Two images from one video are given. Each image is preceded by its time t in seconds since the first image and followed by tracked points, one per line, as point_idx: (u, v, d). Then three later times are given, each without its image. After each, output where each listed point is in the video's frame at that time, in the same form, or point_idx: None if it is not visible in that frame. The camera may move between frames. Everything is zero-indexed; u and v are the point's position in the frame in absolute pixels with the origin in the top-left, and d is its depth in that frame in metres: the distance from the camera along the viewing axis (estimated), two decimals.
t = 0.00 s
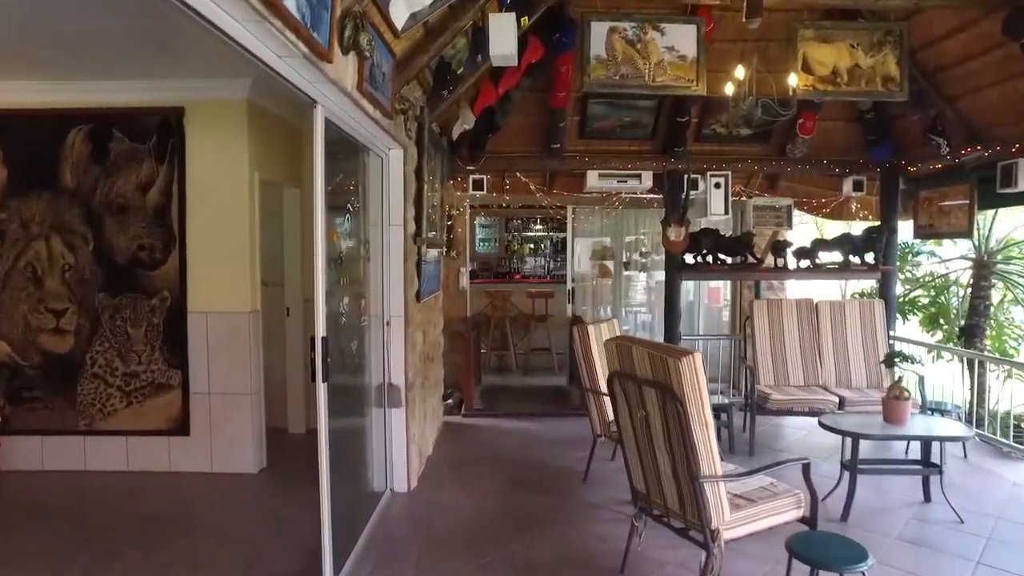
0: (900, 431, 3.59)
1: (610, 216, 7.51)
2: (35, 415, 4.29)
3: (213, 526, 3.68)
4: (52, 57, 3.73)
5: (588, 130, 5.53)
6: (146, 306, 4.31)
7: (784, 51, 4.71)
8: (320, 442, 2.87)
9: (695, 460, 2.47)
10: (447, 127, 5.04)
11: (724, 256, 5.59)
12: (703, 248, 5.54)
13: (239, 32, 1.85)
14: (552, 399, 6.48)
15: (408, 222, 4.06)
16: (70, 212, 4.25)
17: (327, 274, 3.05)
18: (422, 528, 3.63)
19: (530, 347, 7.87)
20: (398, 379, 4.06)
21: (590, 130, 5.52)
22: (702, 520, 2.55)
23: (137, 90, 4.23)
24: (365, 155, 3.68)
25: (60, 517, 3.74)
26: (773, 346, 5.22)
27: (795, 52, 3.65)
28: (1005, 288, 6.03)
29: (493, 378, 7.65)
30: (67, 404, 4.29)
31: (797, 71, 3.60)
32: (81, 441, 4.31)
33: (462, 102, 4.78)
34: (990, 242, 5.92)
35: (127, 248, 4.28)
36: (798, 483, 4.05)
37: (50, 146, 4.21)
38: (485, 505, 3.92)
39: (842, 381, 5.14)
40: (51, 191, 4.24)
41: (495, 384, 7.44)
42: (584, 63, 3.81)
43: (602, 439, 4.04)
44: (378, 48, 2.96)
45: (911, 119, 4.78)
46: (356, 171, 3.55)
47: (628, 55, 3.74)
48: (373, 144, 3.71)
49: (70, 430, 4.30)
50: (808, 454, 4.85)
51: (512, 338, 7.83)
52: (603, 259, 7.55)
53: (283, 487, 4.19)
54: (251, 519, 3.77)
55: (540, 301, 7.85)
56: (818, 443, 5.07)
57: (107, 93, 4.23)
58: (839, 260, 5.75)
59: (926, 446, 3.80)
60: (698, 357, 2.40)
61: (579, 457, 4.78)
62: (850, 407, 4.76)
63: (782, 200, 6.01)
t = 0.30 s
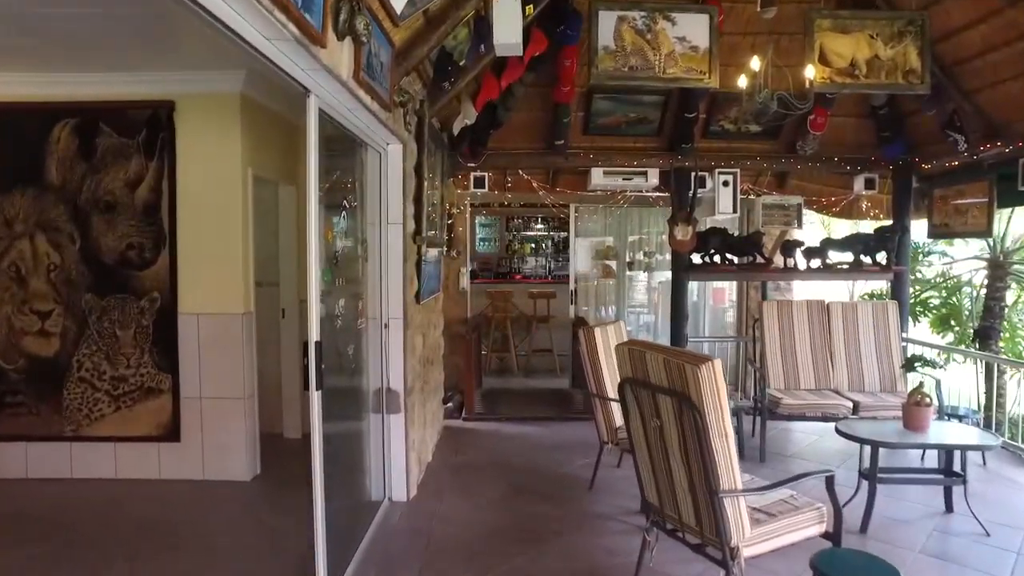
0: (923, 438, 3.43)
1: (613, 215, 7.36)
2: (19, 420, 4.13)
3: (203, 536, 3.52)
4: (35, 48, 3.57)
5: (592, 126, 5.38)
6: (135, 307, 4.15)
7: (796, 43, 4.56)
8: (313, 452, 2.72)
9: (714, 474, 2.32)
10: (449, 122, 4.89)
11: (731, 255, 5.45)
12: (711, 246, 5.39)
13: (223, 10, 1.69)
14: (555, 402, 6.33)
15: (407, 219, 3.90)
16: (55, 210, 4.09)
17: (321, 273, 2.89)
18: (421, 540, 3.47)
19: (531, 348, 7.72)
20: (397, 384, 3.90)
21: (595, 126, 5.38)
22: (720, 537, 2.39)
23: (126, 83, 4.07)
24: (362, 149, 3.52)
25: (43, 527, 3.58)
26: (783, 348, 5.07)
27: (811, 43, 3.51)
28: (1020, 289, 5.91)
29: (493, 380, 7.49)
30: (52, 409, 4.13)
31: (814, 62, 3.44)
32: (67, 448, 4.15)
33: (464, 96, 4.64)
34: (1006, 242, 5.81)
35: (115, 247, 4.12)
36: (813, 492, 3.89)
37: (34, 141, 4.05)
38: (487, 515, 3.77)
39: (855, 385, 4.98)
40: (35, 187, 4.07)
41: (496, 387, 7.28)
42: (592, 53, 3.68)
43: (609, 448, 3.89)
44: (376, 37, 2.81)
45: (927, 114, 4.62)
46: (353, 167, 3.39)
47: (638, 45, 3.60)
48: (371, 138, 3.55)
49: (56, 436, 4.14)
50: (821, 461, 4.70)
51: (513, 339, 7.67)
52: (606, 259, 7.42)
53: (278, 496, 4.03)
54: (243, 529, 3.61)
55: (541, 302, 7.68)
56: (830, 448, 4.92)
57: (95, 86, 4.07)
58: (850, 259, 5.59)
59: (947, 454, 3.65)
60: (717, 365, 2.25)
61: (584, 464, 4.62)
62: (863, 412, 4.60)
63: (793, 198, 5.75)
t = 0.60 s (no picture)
0: (953, 447, 3.24)
1: (618, 214, 7.18)
2: None
3: (190, 548, 3.33)
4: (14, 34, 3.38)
5: (599, 120, 5.21)
6: (122, 309, 3.96)
7: (812, 34, 4.38)
8: (306, 464, 2.53)
9: (742, 491, 2.13)
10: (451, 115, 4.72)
11: (742, 254, 5.27)
12: (720, 246, 5.22)
13: None
14: (559, 406, 6.15)
15: (407, 216, 3.71)
16: (36, 207, 3.89)
17: (315, 273, 2.70)
18: (422, 554, 3.28)
19: (534, 349, 7.53)
20: (396, 389, 3.71)
21: (601, 121, 5.21)
22: (748, 559, 2.20)
23: (112, 73, 3.88)
24: (359, 143, 3.33)
25: (21, 539, 3.39)
26: (796, 351, 4.88)
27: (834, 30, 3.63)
28: None
29: (495, 382, 7.31)
30: (34, 416, 3.94)
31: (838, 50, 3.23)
32: (49, 456, 3.96)
33: (466, 89, 4.46)
34: None
35: (100, 245, 3.93)
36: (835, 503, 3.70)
37: (15, 133, 3.86)
38: (490, 527, 3.59)
39: (872, 390, 4.79)
40: (15, 183, 3.88)
41: (497, 389, 7.10)
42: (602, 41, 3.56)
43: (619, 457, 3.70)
44: (374, 20, 2.63)
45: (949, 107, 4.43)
46: (349, 161, 3.21)
47: (651, 32, 3.48)
48: (368, 130, 3.36)
49: (38, 443, 3.94)
50: (837, 467, 4.52)
51: (515, 340, 7.49)
52: (611, 258, 7.25)
53: (271, 506, 3.84)
54: (233, 541, 3.42)
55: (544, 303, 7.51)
56: (845, 454, 4.74)
57: (79, 76, 3.88)
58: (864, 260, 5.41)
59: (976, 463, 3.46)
60: (746, 372, 2.07)
61: (591, 472, 4.43)
62: (882, 418, 4.39)
63: (804, 195, 5.57)
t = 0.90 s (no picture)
0: (985, 458, 3.05)
1: (623, 213, 7.01)
2: None
3: (175, 565, 3.14)
4: None
5: (605, 116, 5.04)
6: (107, 312, 3.78)
7: (829, 24, 4.20)
8: (297, 479, 2.34)
9: (775, 514, 1.94)
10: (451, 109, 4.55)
11: (753, 254, 5.10)
12: (731, 245, 5.07)
13: None
14: (563, 410, 5.96)
15: (406, 214, 3.52)
16: (16, 204, 3.70)
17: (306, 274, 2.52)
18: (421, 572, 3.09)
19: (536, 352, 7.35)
20: (394, 396, 3.52)
21: (606, 117, 5.04)
22: None
23: (96, 64, 3.70)
24: (356, 136, 3.16)
25: None
26: (810, 353, 4.71)
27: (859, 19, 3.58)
28: None
29: (496, 385, 7.13)
30: (14, 424, 3.75)
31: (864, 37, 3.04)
32: (30, 466, 3.77)
33: (467, 82, 4.29)
34: None
35: (84, 245, 3.74)
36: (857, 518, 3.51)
37: None
38: (493, 542, 3.40)
39: (889, 395, 4.61)
40: None
41: (499, 393, 6.91)
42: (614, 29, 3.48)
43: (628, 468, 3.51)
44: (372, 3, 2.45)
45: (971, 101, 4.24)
46: (345, 156, 3.03)
47: (665, 20, 3.41)
48: (364, 122, 3.18)
49: (19, 453, 3.76)
50: (854, 476, 4.33)
51: (516, 342, 7.31)
52: (616, 258, 7.06)
53: (263, 519, 3.65)
54: (221, 557, 3.23)
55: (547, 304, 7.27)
56: (861, 461, 4.56)
57: (62, 67, 3.70)
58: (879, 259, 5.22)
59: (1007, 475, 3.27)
60: (778, 384, 1.88)
61: (599, 482, 4.25)
62: (902, 425, 4.19)
63: (816, 194, 5.34)
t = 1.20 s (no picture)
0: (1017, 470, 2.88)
1: (626, 211, 6.84)
2: None
3: None
4: None
5: (609, 110, 4.87)
6: (88, 314, 3.59)
7: (845, 12, 4.02)
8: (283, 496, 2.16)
9: (806, 538, 1.76)
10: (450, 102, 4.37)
11: (764, 253, 4.93)
12: (740, 244, 4.91)
13: None
14: (565, 414, 5.79)
15: (402, 211, 3.34)
16: None
17: (293, 274, 2.34)
18: None
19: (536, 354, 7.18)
20: (390, 403, 3.34)
21: (610, 111, 4.87)
22: None
23: (77, 52, 3.52)
24: (349, 127, 2.97)
25: None
26: (822, 356, 4.54)
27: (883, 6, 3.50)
28: None
29: (496, 388, 6.95)
30: None
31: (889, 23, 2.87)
32: (7, 475, 3.59)
33: (467, 73, 4.12)
34: None
35: (63, 244, 3.55)
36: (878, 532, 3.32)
37: None
38: (494, 556, 3.21)
39: (905, 400, 4.44)
40: None
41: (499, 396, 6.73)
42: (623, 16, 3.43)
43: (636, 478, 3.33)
44: None
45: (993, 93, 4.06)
46: (337, 148, 2.85)
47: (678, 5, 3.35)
48: (358, 112, 2.99)
49: None
50: (869, 484, 4.16)
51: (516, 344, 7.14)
52: (618, 257, 6.91)
53: (252, 531, 3.47)
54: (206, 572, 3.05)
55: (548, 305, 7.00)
56: (875, 468, 4.39)
57: (41, 56, 3.52)
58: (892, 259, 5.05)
59: None
60: (811, 396, 1.69)
61: (604, 491, 4.07)
62: (921, 431, 4.00)
63: (827, 190, 5.17)
